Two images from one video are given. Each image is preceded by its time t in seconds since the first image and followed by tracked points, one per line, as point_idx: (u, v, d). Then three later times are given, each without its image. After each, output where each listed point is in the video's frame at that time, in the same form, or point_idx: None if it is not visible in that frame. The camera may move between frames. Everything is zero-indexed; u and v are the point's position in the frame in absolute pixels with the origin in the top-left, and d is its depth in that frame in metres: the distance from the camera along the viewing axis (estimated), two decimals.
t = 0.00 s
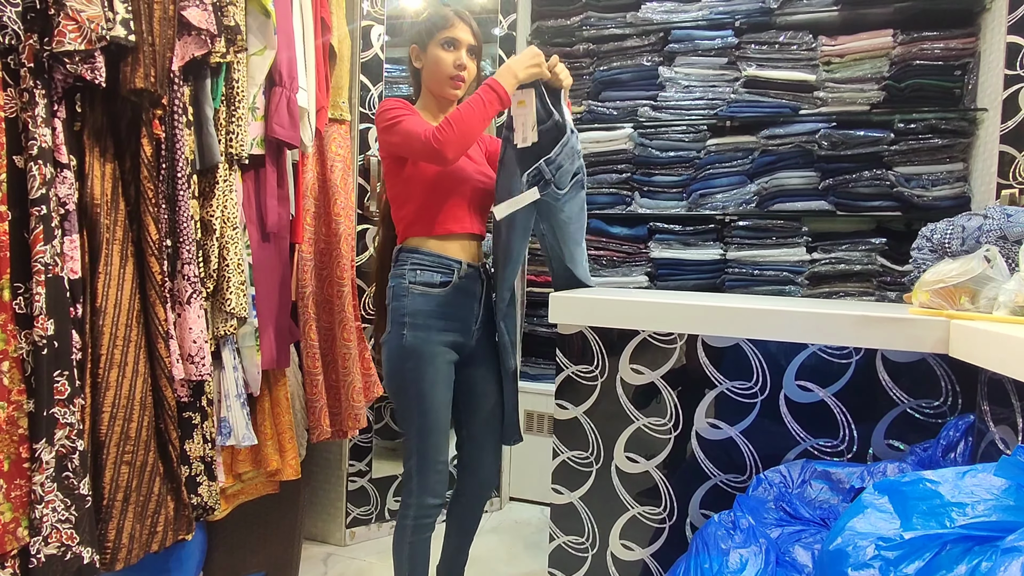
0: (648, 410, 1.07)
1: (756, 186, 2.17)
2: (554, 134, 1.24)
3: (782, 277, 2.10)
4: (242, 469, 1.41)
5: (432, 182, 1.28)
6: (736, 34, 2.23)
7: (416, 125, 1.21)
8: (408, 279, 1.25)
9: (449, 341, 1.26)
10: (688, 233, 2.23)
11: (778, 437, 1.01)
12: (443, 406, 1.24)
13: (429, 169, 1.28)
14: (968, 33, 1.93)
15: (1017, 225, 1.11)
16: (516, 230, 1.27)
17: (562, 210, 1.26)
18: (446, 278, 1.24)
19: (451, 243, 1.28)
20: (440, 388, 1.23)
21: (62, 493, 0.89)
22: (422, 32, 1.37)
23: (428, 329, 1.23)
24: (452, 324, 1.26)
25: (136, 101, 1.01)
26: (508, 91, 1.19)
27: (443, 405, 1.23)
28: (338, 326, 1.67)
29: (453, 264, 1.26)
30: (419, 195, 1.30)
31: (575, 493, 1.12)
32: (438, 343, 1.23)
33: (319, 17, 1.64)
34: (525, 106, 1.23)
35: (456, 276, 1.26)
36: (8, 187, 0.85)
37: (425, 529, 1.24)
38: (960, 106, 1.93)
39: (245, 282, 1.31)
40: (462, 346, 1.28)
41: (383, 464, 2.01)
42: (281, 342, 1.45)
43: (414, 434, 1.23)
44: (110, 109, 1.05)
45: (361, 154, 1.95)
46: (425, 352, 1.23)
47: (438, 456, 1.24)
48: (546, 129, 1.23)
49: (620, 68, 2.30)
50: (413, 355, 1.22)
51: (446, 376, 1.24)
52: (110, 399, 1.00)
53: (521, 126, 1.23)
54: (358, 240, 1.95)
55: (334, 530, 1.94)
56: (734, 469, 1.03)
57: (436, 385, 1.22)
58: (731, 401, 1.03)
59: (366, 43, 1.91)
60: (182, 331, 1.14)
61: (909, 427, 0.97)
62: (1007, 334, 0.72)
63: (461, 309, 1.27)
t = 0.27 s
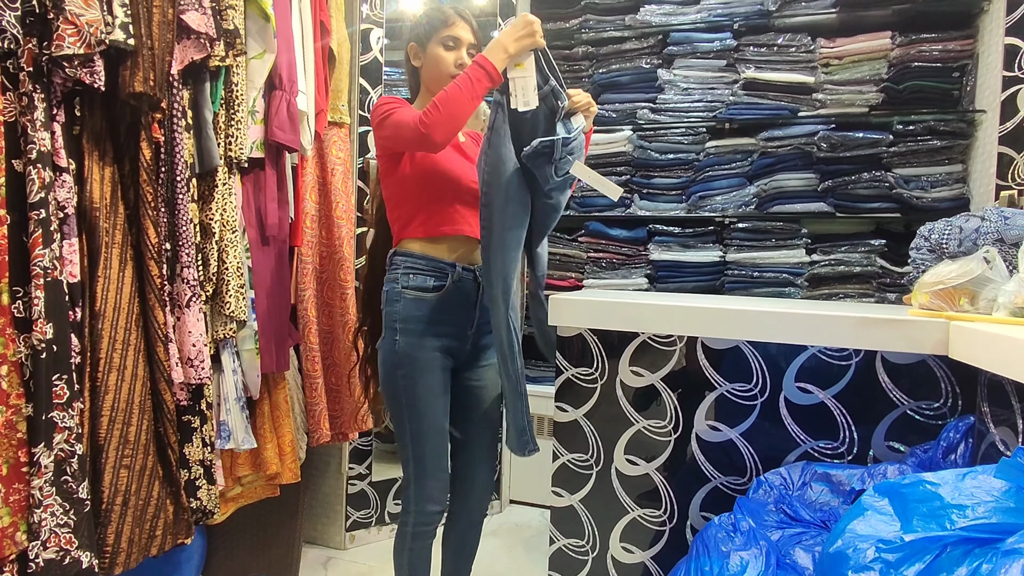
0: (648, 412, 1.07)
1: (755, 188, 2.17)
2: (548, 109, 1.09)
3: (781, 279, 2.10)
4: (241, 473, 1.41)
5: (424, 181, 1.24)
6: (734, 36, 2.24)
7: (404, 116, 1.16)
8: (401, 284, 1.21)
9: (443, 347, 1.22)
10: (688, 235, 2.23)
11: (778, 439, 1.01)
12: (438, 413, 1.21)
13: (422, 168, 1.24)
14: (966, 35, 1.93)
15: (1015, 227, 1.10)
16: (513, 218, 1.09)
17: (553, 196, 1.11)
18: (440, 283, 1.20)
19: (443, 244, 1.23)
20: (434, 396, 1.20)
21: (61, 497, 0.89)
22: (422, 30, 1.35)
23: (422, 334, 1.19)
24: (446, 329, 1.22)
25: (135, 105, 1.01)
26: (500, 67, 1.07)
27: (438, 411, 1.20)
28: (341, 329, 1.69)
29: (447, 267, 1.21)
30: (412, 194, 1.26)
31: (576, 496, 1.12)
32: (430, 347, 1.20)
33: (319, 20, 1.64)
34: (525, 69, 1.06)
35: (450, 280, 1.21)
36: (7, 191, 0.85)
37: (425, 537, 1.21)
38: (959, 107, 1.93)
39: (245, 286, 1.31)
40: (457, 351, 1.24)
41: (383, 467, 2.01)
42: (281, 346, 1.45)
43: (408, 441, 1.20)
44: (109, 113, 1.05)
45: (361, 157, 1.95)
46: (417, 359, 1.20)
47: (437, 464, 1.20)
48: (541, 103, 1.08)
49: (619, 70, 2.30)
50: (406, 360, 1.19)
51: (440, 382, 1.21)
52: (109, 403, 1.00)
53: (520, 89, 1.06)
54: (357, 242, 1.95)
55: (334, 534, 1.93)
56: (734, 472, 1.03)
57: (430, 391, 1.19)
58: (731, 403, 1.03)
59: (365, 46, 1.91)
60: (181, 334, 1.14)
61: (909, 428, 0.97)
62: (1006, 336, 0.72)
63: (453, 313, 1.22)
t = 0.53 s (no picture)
0: (649, 415, 1.06)
1: (755, 191, 2.17)
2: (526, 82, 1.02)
3: (781, 282, 2.09)
4: (241, 479, 1.40)
5: (429, 186, 1.18)
6: (733, 39, 2.24)
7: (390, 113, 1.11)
8: (408, 287, 1.20)
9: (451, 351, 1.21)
10: (688, 238, 2.23)
11: (779, 442, 1.01)
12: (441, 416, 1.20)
13: (425, 171, 1.18)
14: (965, 37, 1.93)
15: (1002, 231, 1.10)
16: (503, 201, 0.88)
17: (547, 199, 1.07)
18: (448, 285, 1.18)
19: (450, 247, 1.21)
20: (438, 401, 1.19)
21: (60, 503, 0.89)
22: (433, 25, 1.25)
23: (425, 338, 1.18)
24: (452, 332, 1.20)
25: (135, 110, 1.01)
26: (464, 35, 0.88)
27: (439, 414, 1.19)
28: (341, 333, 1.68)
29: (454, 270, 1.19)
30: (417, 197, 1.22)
31: (576, 500, 1.12)
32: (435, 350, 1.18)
33: (319, 24, 1.65)
34: (497, 34, 0.88)
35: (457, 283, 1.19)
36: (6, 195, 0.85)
37: (420, 537, 1.21)
38: (958, 110, 1.93)
39: (245, 290, 1.31)
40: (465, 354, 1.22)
41: (384, 471, 2.00)
42: (281, 350, 1.45)
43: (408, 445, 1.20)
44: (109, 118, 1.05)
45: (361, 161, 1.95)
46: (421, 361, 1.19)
47: (434, 466, 1.20)
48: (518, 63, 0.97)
49: (618, 74, 2.31)
50: (408, 363, 1.18)
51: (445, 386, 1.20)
52: (108, 408, 1.00)
53: (484, 57, 0.88)
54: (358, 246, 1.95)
55: (335, 538, 1.93)
56: (735, 475, 1.03)
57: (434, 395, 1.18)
58: (732, 406, 1.02)
59: (365, 51, 1.92)
60: (181, 339, 1.14)
61: (910, 431, 0.97)
62: (1007, 338, 0.71)
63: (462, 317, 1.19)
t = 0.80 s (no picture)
0: (649, 420, 1.10)
1: (755, 195, 2.18)
2: (541, 82, 0.82)
3: (781, 286, 2.10)
4: (241, 482, 1.39)
5: (424, 192, 1.18)
6: (732, 44, 2.25)
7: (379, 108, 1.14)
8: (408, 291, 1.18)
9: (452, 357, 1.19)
10: (687, 243, 2.24)
11: (778, 446, 1.05)
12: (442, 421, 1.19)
13: (421, 178, 1.18)
14: (962, 41, 1.94)
15: (987, 233, 1.10)
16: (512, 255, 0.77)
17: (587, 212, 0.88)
18: (446, 290, 1.15)
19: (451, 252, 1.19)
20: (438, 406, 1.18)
21: (62, 509, 0.89)
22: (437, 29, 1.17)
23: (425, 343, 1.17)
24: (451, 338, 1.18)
25: (137, 116, 1.02)
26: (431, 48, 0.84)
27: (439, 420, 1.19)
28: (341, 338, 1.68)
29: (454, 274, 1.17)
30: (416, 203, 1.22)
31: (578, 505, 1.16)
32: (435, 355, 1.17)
33: (319, 30, 1.65)
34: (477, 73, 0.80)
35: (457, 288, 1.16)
36: (9, 203, 0.85)
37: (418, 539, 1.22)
38: (956, 114, 1.94)
39: (245, 296, 1.31)
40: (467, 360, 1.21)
41: (384, 475, 2.00)
42: (281, 355, 1.45)
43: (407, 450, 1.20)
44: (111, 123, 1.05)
45: (361, 166, 1.96)
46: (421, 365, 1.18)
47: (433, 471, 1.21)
48: (536, 89, 0.81)
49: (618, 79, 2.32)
50: (408, 367, 1.18)
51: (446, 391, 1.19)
52: (110, 414, 1.00)
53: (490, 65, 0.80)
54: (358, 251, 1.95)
55: (335, 543, 1.93)
56: (735, 479, 1.07)
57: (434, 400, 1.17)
58: (732, 411, 1.07)
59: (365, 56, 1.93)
60: (183, 344, 1.15)
61: (910, 435, 1.00)
62: (1004, 342, 0.72)
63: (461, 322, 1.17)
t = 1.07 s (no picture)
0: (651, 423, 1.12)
1: (755, 198, 2.17)
2: (543, 57, 0.87)
3: (782, 288, 2.10)
4: (242, 486, 1.38)
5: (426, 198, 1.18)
6: (732, 47, 2.25)
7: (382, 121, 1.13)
8: (407, 293, 1.20)
9: (449, 360, 1.18)
10: (688, 246, 2.24)
11: (779, 449, 1.07)
12: (439, 424, 1.19)
13: (422, 183, 1.18)
14: (962, 44, 1.94)
15: (982, 236, 1.10)
16: (542, 259, 0.84)
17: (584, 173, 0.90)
18: (441, 293, 1.15)
19: (449, 256, 1.18)
20: (436, 409, 1.18)
21: (62, 513, 0.88)
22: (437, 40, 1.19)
23: (423, 345, 1.17)
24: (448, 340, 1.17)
25: (138, 120, 1.02)
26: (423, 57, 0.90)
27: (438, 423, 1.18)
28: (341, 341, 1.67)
29: (449, 277, 1.15)
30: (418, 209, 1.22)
31: (579, 508, 1.18)
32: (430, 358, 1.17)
33: (320, 34, 1.66)
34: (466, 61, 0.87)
35: (452, 291, 1.15)
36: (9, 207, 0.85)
37: (418, 542, 1.22)
38: (956, 116, 1.94)
39: (245, 299, 1.31)
40: (463, 363, 1.19)
41: (384, 479, 1.98)
42: (283, 359, 1.45)
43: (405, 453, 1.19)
44: (112, 127, 1.05)
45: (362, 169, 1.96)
46: (418, 368, 1.17)
47: (431, 474, 1.20)
48: (539, 65, 0.86)
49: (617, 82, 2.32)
50: (405, 370, 1.18)
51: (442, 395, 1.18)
52: (110, 418, 1.00)
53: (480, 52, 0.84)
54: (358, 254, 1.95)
55: (335, 548, 1.92)
56: (736, 482, 1.09)
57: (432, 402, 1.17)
58: (734, 413, 1.08)
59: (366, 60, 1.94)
60: (183, 348, 1.15)
61: (911, 438, 1.02)
62: (1002, 345, 0.73)
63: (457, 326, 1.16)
